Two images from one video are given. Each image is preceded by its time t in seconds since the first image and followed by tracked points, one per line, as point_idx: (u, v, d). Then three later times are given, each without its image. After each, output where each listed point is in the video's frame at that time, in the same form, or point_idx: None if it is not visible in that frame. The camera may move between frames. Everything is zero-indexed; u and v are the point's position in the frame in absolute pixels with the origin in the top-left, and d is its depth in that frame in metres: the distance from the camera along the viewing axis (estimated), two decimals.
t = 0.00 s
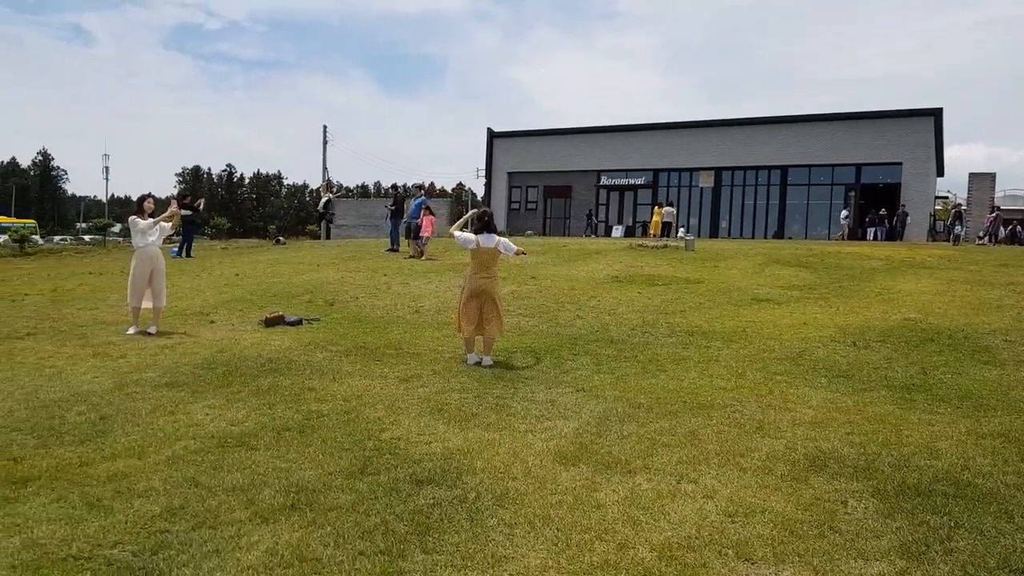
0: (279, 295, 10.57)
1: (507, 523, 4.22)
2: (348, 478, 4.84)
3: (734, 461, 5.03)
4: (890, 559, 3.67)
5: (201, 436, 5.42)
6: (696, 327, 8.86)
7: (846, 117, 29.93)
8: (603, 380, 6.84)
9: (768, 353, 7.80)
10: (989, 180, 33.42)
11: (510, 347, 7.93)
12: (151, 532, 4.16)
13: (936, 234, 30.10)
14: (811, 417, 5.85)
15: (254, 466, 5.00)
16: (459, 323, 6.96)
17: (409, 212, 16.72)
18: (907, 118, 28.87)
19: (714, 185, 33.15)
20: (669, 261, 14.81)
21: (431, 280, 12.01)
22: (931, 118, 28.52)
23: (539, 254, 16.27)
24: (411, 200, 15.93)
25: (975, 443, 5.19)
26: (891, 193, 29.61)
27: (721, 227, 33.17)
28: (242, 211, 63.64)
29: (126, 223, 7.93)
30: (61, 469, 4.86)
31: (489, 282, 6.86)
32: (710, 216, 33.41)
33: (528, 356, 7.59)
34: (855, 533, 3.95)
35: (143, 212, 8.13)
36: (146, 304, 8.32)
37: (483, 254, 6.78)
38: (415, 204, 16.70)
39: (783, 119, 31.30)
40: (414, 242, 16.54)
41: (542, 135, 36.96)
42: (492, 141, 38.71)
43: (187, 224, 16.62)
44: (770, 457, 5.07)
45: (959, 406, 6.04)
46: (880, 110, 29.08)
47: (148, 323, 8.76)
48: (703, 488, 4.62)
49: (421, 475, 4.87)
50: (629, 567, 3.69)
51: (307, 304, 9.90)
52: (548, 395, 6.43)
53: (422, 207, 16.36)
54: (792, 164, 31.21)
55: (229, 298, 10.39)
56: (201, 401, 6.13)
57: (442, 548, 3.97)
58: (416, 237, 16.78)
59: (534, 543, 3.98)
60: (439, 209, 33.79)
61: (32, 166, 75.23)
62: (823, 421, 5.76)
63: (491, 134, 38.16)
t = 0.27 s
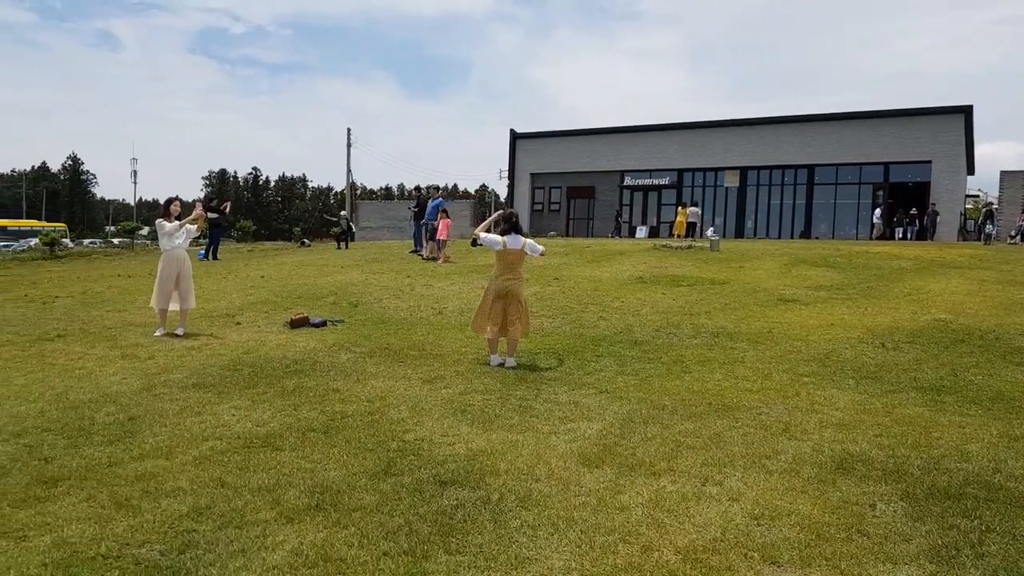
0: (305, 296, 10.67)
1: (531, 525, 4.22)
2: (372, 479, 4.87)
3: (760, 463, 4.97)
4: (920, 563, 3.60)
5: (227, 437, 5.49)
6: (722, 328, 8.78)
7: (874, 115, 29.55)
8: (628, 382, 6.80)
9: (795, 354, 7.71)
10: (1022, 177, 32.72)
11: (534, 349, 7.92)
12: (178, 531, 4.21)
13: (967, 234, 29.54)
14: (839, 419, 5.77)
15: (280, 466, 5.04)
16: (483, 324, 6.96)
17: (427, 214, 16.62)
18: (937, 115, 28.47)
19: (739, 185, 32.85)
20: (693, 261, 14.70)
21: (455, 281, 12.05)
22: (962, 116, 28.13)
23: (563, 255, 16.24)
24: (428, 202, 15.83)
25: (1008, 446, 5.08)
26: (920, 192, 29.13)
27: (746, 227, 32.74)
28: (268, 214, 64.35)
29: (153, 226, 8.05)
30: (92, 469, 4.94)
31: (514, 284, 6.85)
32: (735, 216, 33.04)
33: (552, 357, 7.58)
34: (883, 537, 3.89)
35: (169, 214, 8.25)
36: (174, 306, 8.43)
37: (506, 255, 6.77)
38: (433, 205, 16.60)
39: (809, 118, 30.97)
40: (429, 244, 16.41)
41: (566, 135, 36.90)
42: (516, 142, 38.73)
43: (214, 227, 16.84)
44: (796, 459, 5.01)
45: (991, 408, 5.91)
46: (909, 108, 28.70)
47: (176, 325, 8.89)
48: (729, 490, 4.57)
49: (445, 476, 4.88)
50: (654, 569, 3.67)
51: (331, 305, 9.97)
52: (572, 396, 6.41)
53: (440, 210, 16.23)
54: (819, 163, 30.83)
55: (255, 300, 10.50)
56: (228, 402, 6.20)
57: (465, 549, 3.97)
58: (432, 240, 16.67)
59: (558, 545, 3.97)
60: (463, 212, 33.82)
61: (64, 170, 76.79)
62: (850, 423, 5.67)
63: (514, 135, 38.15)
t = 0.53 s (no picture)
0: (329, 297, 10.75)
1: (553, 526, 4.20)
2: (395, 479, 4.89)
3: (786, 466, 4.91)
4: (949, 570, 3.54)
5: (253, 435, 5.54)
6: (747, 330, 8.69)
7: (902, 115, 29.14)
8: (651, 384, 6.76)
9: (822, 357, 7.60)
10: None
11: (557, 350, 7.90)
12: (204, 529, 4.26)
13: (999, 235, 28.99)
14: (866, 422, 5.68)
15: (304, 465, 5.08)
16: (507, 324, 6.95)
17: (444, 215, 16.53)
18: (968, 115, 28.03)
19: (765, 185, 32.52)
20: (718, 262, 14.58)
21: (478, 282, 12.07)
22: (994, 115, 27.68)
23: (586, 255, 16.20)
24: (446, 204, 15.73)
25: None
26: (951, 193, 28.67)
27: (772, 228, 32.35)
28: (294, 215, 65.01)
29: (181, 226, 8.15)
30: (120, 467, 5.01)
31: (538, 285, 6.82)
32: (761, 216, 32.68)
33: (575, 358, 7.55)
34: (911, 542, 3.82)
35: (197, 215, 8.35)
36: (201, 305, 8.53)
37: (531, 255, 6.76)
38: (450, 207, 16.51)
39: (835, 118, 30.59)
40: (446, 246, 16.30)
41: (589, 136, 36.75)
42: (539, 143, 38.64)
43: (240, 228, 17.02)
44: (823, 462, 4.94)
45: None
46: (939, 107, 28.28)
47: (203, 325, 9.00)
48: (753, 493, 4.52)
49: (468, 476, 4.89)
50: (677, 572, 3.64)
51: (356, 306, 10.03)
52: (595, 398, 6.38)
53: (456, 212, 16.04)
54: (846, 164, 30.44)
55: (280, 300, 10.60)
56: (254, 401, 6.26)
57: (488, 550, 3.97)
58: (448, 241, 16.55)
59: (580, 547, 3.95)
60: (486, 213, 33.84)
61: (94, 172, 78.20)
62: (878, 427, 5.58)
63: (537, 136, 38.11)
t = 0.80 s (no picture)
0: (353, 296, 10.81)
1: (574, 528, 4.19)
2: (417, 478, 4.90)
3: (810, 471, 4.85)
4: None
5: (276, 433, 5.59)
6: (771, 333, 8.61)
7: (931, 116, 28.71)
8: (674, 386, 6.71)
9: (847, 360, 7.50)
10: None
11: (579, 351, 7.88)
12: (228, 525, 4.30)
13: None
14: (892, 427, 5.59)
15: (327, 464, 5.11)
16: (529, 325, 6.93)
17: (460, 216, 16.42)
18: (998, 116, 27.57)
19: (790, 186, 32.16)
20: (742, 264, 14.45)
21: (500, 282, 12.07)
22: None
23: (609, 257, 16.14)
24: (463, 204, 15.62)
25: None
26: (981, 195, 28.24)
27: (797, 230, 32.04)
28: (317, 214, 65.57)
29: (209, 224, 8.25)
30: (146, 462, 5.08)
31: (561, 285, 6.81)
32: (786, 218, 32.35)
33: (597, 360, 7.53)
34: (937, 548, 3.76)
35: (223, 213, 8.42)
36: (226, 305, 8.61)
37: (554, 256, 6.74)
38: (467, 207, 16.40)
39: (861, 118, 30.21)
40: (460, 246, 16.18)
41: (612, 136, 36.51)
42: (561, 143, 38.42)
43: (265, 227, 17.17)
44: (848, 467, 4.87)
45: None
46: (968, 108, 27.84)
47: (227, 323, 9.09)
48: (777, 497, 4.47)
49: (489, 476, 4.90)
50: None
51: (379, 305, 10.08)
52: (617, 400, 6.35)
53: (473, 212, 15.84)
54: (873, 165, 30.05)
55: (304, 299, 10.67)
56: (277, 399, 6.31)
57: (509, 550, 3.97)
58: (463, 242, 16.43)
59: (601, 548, 3.94)
60: (508, 213, 33.80)
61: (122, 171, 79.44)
62: (904, 432, 5.50)
63: (561, 136, 37.89)
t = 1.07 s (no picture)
0: (372, 297, 10.86)
1: (594, 530, 4.17)
2: (436, 478, 4.90)
3: (832, 473, 4.79)
4: None
5: (296, 433, 5.61)
6: (793, 334, 8.52)
7: (953, 115, 28.36)
8: (694, 387, 6.66)
9: (870, 362, 7.41)
10: None
11: (598, 352, 7.85)
12: (248, 524, 4.33)
13: None
14: (916, 430, 5.51)
15: (346, 464, 5.12)
16: (549, 325, 6.91)
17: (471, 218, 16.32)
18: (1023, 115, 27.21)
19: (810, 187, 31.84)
20: (763, 265, 14.33)
21: (518, 283, 12.06)
22: None
23: (628, 257, 16.08)
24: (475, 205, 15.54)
25: None
26: (1005, 195, 27.90)
27: (819, 230, 31.79)
28: (336, 216, 66.00)
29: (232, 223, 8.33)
30: (168, 462, 5.12)
31: (580, 285, 6.78)
32: (806, 219, 32.08)
33: (616, 361, 7.49)
34: (963, 553, 3.70)
35: (244, 214, 8.48)
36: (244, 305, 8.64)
37: (572, 257, 6.72)
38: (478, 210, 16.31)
39: (882, 118, 29.89)
40: (473, 249, 16.04)
41: (630, 137, 36.32)
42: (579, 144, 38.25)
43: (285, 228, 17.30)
44: (871, 470, 4.80)
45: None
46: (992, 108, 27.48)
47: (248, 324, 9.15)
48: (799, 500, 4.42)
49: (508, 477, 4.88)
50: None
51: (398, 306, 10.11)
52: (637, 401, 6.31)
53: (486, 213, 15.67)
54: (894, 165, 29.72)
55: (324, 300, 10.73)
56: (297, 399, 6.34)
57: (528, 551, 3.95)
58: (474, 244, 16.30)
59: (621, 550, 3.91)
60: (526, 214, 33.72)
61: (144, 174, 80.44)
62: (928, 434, 5.41)
63: (579, 137, 37.72)
